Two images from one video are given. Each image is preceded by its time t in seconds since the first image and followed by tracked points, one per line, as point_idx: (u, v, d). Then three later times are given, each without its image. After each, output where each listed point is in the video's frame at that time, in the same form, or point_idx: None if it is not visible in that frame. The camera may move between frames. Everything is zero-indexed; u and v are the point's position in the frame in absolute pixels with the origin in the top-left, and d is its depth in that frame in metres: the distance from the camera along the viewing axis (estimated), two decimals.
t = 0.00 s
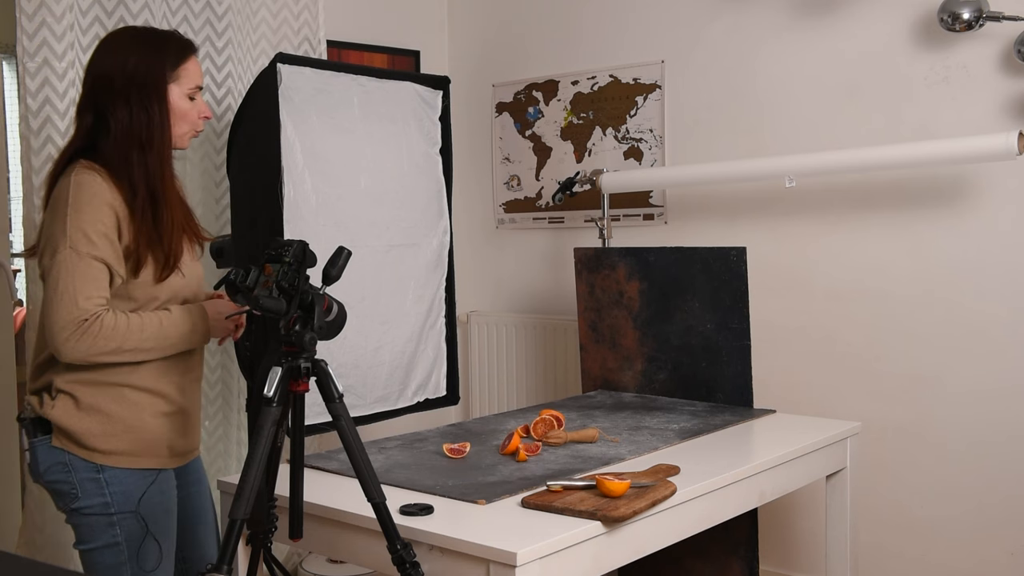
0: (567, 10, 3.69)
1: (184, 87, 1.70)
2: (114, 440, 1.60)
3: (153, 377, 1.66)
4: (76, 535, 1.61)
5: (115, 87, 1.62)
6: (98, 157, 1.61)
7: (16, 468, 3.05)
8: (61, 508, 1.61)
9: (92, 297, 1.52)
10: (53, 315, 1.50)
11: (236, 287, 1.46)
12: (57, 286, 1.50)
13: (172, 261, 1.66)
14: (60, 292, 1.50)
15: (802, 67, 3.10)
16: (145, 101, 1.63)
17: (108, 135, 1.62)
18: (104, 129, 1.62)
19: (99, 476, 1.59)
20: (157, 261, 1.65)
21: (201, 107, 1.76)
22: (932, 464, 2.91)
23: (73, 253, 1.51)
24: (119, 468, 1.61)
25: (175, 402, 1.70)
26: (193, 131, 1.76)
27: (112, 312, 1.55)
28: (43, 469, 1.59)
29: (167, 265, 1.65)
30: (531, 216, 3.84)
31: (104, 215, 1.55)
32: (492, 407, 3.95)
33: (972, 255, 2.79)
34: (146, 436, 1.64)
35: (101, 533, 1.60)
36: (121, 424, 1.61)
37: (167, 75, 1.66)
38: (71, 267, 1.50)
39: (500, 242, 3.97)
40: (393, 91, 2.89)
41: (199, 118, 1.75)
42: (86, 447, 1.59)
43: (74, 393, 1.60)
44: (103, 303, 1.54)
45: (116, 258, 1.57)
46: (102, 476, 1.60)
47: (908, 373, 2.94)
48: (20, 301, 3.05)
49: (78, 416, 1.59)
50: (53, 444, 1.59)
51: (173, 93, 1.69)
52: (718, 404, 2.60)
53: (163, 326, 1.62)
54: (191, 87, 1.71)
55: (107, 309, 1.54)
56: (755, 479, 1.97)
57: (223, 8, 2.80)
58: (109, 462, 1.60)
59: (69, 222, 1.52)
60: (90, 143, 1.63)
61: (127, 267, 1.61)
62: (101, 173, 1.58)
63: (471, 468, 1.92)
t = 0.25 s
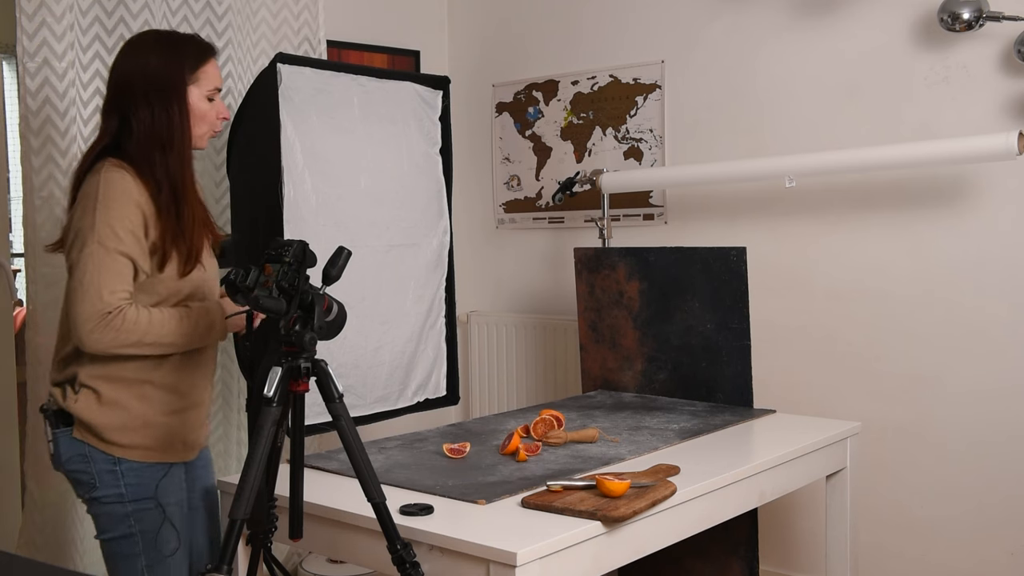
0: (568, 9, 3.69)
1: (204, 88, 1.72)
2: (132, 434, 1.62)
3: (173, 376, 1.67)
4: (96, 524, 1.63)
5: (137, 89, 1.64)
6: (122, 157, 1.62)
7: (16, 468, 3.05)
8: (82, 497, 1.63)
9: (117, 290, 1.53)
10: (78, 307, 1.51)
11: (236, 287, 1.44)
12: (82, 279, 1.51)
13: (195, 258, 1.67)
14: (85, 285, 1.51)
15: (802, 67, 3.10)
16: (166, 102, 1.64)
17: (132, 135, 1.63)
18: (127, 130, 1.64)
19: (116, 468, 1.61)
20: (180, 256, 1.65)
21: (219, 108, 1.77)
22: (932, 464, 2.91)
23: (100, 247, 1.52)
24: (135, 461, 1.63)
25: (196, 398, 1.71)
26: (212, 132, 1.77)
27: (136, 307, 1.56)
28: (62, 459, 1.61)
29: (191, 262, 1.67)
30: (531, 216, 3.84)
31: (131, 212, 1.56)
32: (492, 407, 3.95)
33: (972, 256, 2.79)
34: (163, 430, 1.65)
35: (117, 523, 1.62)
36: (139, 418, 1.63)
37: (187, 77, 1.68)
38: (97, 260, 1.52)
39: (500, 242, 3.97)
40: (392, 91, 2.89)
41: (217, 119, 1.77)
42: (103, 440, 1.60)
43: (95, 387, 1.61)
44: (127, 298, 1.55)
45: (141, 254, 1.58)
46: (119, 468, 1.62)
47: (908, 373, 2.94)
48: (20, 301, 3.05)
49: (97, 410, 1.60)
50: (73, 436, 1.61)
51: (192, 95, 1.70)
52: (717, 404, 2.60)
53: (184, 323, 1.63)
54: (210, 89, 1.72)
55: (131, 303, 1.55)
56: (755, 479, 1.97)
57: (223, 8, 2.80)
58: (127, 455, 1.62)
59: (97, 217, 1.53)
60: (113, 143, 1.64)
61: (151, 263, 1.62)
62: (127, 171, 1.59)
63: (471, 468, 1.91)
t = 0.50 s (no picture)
0: (568, 9, 3.69)
1: (216, 95, 1.81)
2: (139, 433, 1.69)
3: (181, 378, 1.74)
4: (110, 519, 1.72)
5: (152, 95, 1.74)
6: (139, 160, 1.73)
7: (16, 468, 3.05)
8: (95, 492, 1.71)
9: (142, 290, 1.60)
10: (104, 306, 1.57)
11: (236, 287, 1.43)
12: (106, 279, 1.58)
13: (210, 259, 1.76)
14: (110, 284, 1.57)
15: (802, 67, 3.10)
16: (180, 107, 1.74)
17: (147, 139, 1.73)
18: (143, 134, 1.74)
19: (125, 466, 1.68)
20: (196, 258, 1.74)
21: (232, 114, 1.87)
22: (932, 464, 2.91)
23: (124, 248, 1.59)
24: (142, 458, 1.70)
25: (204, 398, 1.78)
26: (224, 137, 1.87)
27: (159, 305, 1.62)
28: (76, 457, 1.68)
29: (207, 263, 1.76)
30: (531, 216, 3.84)
31: (152, 215, 1.65)
32: (492, 407, 3.95)
33: (972, 255, 2.79)
34: (173, 429, 1.72)
35: (127, 518, 1.70)
36: (149, 417, 1.70)
37: (201, 84, 1.77)
38: (121, 261, 1.58)
39: (500, 242, 3.97)
40: (392, 91, 2.89)
41: (230, 124, 1.86)
42: (112, 438, 1.67)
43: (107, 389, 1.67)
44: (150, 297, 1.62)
45: (160, 255, 1.66)
46: (127, 465, 1.69)
47: (908, 373, 2.94)
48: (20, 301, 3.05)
49: (107, 411, 1.66)
50: (85, 435, 1.68)
51: (205, 101, 1.79)
52: (717, 404, 2.60)
53: (202, 327, 1.67)
54: (222, 95, 1.81)
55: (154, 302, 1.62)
56: (755, 479, 1.97)
57: (223, 8, 2.80)
58: (132, 453, 1.69)
59: (123, 220, 1.61)
60: (131, 147, 1.74)
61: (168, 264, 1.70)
62: (147, 174, 1.68)
63: (471, 468, 1.91)
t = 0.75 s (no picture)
0: (568, 9, 3.69)
1: (219, 96, 1.81)
2: (143, 432, 1.69)
3: (186, 377, 1.74)
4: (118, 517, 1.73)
5: (156, 98, 1.75)
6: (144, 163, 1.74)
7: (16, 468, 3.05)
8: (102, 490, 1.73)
9: (135, 291, 1.61)
10: (97, 306, 1.58)
11: (235, 287, 1.43)
12: (100, 279, 1.59)
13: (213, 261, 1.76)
14: (104, 285, 1.59)
15: (802, 67, 3.10)
16: (182, 109, 1.75)
17: (151, 142, 1.74)
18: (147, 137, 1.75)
19: (131, 463, 1.70)
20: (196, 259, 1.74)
21: (236, 116, 1.87)
22: (932, 464, 2.91)
23: (120, 250, 1.60)
24: (148, 456, 1.71)
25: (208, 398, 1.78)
26: (229, 139, 1.87)
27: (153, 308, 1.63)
28: (85, 455, 1.70)
29: (209, 265, 1.76)
30: (531, 216, 3.84)
31: (151, 217, 1.65)
32: (492, 407, 3.95)
33: (972, 255, 2.79)
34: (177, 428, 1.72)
35: (135, 515, 1.71)
36: (152, 417, 1.70)
37: (204, 86, 1.78)
38: (116, 262, 1.60)
39: (500, 242, 3.97)
40: (392, 91, 2.89)
41: (234, 126, 1.86)
42: (116, 437, 1.68)
43: (111, 388, 1.68)
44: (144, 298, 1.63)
45: (159, 257, 1.67)
46: (134, 463, 1.70)
47: (908, 373, 2.94)
48: (20, 301, 3.05)
49: (111, 410, 1.67)
50: (93, 434, 1.69)
51: (208, 102, 1.80)
52: (717, 404, 2.60)
53: (198, 327, 1.67)
54: (225, 97, 1.82)
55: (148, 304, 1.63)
56: (755, 479, 1.97)
57: (223, 8, 2.80)
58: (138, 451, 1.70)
59: (118, 222, 1.62)
60: (136, 150, 1.76)
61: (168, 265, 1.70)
62: (148, 176, 1.69)
63: (471, 468, 1.92)
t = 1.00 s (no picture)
0: (568, 9, 3.69)
1: (215, 93, 1.81)
2: (142, 430, 1.69)
3: (185, 375, 1.74)
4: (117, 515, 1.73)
5: (151, 96, 1.76)
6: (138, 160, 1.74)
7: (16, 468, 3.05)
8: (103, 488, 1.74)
9: (129, 287, 1.62)
10: (92, 302, 1.59)
11: (235, 287, 1.43)
12: (94, 275, 1.60)
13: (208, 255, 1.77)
14: (97, 280, 1.60)
15: (802, 67, 3.10)
16: (176, 106, 1.75)
17: (145, 139, 1.75)
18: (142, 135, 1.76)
19: (130, 462, 1.70)
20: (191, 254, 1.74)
21: (233, 112, 1.87)
22: (932, 464, 2.91)
23: (112, 245, 1.61)
24: (146, 455, 1.71)
25: (209, 396, 1.78)
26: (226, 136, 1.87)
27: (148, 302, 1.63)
28: (88, 454, 1.71)
29: (203, 259, 1.76)
30: (531, 216, 3.84)
31: (144, 211, 1.66)
32: (492, 406, 3.95)
33: (972, 255, 2.79)
34: (174, 427, 1.72)
35: (133, 514, 1.72)
36: (149, 416, 1.70)
37: (198, 83, 1.78)
38: (109, 257, 1.61)
39: (500, 242, 3.97)
40: (393, 91, 2.88)
41: (231, 123, 1.86)
42: (115, 435, 1.69)
43: (110, 386, 1.69)
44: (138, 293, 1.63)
45: (152, 251, 1.67)
46: (132, 462, 1.71)
47: (908, 373, 2.94)
48: (20, 301, 3.05)
49: (109, 407, 1.68)
50: (93, 433, 1.70)
51: (203, 99, 1.80)
52: (717, 404, 2.60)
53: (193, 321, 1.67)
54: (220, 94, 1.81)
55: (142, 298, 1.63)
56: (755, 479, 1.97)
57: (223, 8, 2.80)
58: (137, 450, 1.70)
59: (111, 217, 1.63)
60: (132, 148, 1.77)
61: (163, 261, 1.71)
62: (143, 173, 1.70)
63: (471, 468, 1.92)
